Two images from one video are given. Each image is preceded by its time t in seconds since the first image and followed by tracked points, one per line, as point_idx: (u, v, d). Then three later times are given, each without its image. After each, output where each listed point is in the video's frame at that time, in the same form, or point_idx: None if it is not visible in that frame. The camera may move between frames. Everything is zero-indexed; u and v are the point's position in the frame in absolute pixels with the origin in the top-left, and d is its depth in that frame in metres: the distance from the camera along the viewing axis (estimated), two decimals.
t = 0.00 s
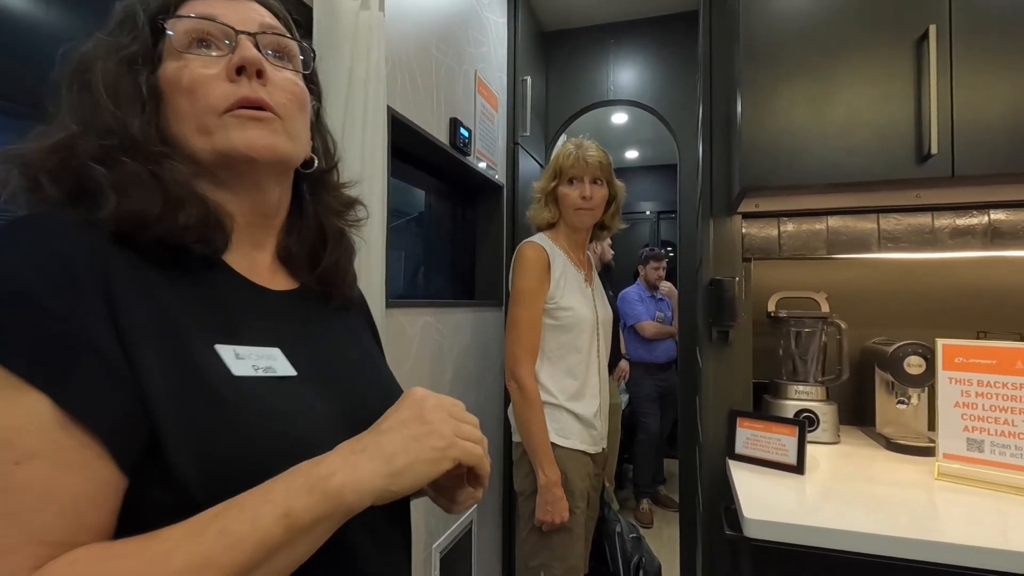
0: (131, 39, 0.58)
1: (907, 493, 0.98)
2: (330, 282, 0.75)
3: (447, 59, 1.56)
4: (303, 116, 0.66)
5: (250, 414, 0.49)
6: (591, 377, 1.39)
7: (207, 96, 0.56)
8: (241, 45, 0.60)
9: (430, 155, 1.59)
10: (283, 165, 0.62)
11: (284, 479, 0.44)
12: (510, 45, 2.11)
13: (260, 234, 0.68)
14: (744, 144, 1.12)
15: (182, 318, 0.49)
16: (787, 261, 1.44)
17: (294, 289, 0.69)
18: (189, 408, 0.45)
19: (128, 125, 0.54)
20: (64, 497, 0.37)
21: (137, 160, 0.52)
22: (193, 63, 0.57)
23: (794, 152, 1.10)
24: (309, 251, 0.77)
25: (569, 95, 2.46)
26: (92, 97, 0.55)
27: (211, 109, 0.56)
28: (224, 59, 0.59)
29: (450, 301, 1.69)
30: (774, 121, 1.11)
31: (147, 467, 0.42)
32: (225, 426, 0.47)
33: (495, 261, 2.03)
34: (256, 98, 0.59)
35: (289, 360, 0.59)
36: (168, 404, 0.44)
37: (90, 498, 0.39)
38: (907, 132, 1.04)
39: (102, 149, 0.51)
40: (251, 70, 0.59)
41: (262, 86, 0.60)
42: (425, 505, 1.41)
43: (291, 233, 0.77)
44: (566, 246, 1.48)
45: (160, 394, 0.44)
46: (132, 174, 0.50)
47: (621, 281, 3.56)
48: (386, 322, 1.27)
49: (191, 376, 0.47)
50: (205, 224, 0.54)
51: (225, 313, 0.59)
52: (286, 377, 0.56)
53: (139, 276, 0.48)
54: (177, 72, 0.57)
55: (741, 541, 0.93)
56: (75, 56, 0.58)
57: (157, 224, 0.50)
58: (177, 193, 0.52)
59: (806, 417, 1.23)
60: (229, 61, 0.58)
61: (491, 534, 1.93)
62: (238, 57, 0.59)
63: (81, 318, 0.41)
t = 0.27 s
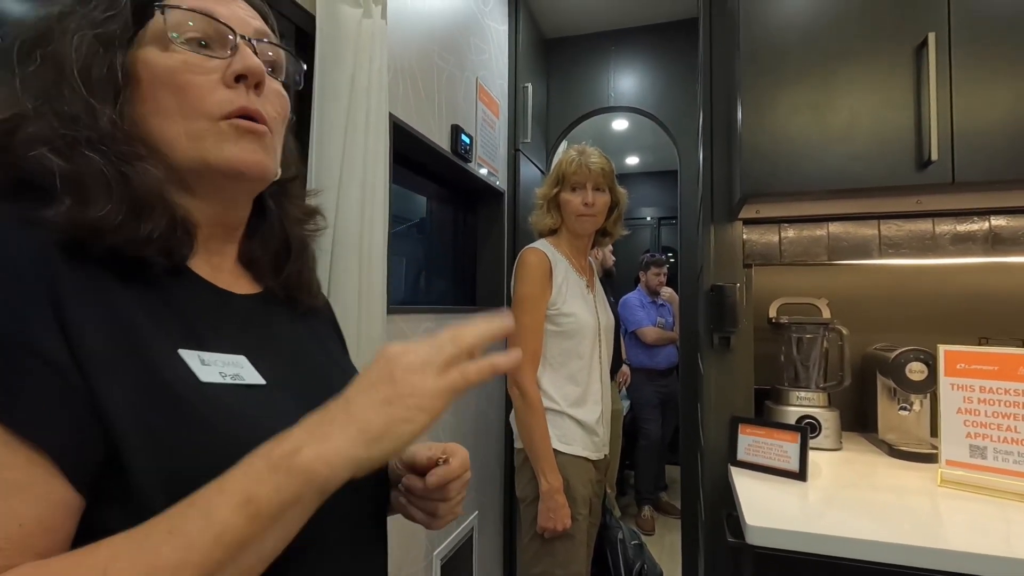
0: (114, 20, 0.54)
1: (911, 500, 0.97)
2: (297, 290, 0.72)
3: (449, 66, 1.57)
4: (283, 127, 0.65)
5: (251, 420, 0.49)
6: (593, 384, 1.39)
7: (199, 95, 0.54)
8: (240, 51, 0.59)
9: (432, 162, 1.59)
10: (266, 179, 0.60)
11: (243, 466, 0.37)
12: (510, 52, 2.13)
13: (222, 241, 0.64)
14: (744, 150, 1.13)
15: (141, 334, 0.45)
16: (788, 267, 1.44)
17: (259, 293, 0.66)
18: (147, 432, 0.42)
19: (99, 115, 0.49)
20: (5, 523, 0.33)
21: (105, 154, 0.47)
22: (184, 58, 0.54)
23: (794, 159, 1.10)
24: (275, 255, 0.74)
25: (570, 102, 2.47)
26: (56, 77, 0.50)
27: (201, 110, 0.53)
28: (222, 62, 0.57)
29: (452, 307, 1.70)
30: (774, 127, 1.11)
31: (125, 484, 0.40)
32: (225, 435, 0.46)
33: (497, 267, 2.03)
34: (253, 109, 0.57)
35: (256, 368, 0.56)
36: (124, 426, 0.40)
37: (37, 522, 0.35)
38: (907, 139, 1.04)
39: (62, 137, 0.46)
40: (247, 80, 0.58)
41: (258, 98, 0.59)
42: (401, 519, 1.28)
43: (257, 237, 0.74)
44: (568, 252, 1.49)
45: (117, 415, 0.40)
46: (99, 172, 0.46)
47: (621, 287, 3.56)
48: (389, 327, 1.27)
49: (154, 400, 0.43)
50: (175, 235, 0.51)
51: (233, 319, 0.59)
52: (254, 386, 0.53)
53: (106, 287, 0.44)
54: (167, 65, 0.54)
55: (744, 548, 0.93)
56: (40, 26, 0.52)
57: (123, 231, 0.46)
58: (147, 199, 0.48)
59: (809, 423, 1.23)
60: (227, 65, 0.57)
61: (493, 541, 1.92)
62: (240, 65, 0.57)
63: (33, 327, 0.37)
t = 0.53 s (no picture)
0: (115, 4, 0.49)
1: (910, 502, 0.97)
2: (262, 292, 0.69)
3: (447, 69, 1.57)
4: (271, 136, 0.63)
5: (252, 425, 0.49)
6: (592, 386, 1.39)
7: (203, 107, 0.51)
8: (248, 69, 0.57)
9: (431, 164, 1.59)
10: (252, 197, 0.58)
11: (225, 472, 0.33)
12: (509, 55, 2.13)
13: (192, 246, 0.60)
14: (743, 152, 1.13)
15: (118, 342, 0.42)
16: (786, 269, 1.45)
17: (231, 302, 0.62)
18: (136, 449, 0.39)
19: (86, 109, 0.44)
20: None
21: (92, 155, 0.43)
22: (193, 67, 0.51)
23: (793, 162, 1.10)
24: (245, 258, 0.70)
25: (568, 104, 2.47)
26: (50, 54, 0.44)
27: (203, 123, 0.50)
28: (231, 76, 0.54)
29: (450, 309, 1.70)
30: (774, 130, 1.11)
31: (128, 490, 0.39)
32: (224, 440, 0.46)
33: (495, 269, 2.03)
34: (256, 129, 0.55)
35: (237, 387, 0.52)
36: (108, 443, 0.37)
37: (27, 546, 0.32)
38: (903, 142, 1.05)
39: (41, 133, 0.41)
40: (251, 99, 0.55)
41: (260, 117, 0.57)
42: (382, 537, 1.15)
43: (225, 241, 0.69)
44: (567, 254, 1.49)
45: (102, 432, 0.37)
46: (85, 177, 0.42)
47: (620, 288, 3.56)
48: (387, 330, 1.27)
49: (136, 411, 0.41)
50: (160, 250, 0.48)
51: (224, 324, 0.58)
52: (238, 405, 0.50)
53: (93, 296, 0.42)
54: (172, 67, 0.50)
55: (744, 551, 0.93)
56: None
57: (108, 244, 0.43)
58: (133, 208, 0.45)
59: (808, 425, 1.23)
60: (235, 79, 0.54)
61: (491, 543, 1.92)
62: (248, 83, 0.55)
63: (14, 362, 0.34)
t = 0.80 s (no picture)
0: None
1: (906, 500, 0.98)
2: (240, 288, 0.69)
3: (445, 68, 1.57)
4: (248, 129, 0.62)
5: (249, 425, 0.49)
6: (590, 385, 1.39)
7: (182, 100, 0.50)
8: (226, 59, 0.56)
9: (429, 163, 1.59)
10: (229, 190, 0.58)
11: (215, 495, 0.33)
12: (507, 54, 2.13)
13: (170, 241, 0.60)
14: (741, 152, 1.13)
15: (87, 346, 0.42)
16: (784, 269, 1.45)
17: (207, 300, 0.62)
18: (110, 461, 0.39)
19: (59, 105, 0.45)
20: None
21: (65, 154, 0.43)
22: (168, 57, 0.51)
23: (790, 161, 1.10)
24: (220, 254, 0.69)
25: (566, 104, 2.47)
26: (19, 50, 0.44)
27: (180, 117, 0.50)
28: (209, 67, 0.53)
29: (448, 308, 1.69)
30: (772, 129, 1.11)
31: (120, 489, 0.39)
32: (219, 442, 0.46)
33: (493, 268, 2.03)
34: (232, 121, 0.55)
35: (215, 388, 0.52)
36: (83, 449, 0.37)
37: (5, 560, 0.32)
38: (901, 141, 1.05)
39: (12, 133, 0.42)
40: (228, 90, 0.55)
41: (238, 109, 0.56)
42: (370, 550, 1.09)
43: (198, 239, 0.68)
44: (566, 253, 1.49)
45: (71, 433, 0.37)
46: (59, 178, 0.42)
47: (618, 288, 3.56)
48: (385, 329, 1.27)
49: (110, 413, 0.41)
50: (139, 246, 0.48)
51: (214, 325, 0.59)
52: (218, 408, 0.50)
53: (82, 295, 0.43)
54: (147, 60, 0.49)
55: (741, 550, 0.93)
56: None
57: (84, 249, 0.43)
58: (109, 210, 0.45)
59: (805, 424, 1.23)
60: (213, 71, 0.54)
61: (489, 543, 1.91)
62: (225, 74, 0.55)
63: None
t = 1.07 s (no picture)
0: None
1: (905, 502, 0.98)
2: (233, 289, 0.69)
3: (444, 69, 1.57)
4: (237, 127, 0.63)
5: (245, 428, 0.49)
6: (590, 386, 1.39)
7: (169, 98, 0.51)
8: (215, 57, 0.57)
9: (428, 164, 1.59)
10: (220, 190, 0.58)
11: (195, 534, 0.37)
12: (506, 56, 2.13)
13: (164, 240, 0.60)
14: (740, 153, 1.13)
15: (67, 349, 0.42)
16: (783, 270, 1.45)
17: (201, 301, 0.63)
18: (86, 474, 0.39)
19: (40, 105, 0.45)
20: None
21: (46, 156, 0.43)
22: (158, 55, 0.51)
23: (788, 163, 1.11)
24: (212, 254, 0.69)
25: (565, 105, 2.48)
26: None
27: (168, 117, 0.50)
28: (199, 65, 0.54)
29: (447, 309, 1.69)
30: (770, 130, 1.12)
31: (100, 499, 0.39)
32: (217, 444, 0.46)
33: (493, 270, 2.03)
34: (221, 121, 0.56)
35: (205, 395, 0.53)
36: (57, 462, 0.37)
37: None
38: (899, 143, 1.05)
39: None
40: (216, 88, 0.55)
41: (227, 108, 0.57)
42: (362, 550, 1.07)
43: (192, 238, 0.68)
44: (565, 254, 1.49)
45: (40, 439, 0.37)
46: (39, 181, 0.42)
47: (618, 290, 3.56)
48: (385, 331, 1.27)
49: (84, 415, 0.41)
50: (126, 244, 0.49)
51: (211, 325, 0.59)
52: (207, 417, 0.50)
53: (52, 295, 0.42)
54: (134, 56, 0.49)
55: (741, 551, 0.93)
56: None
57: (64, 252, 0.43)
58: (94, 212, 0.46)
59: (804, 425, 1.23)
60: (202, 70, 0.54)
61: (489, 544, 1.91)
62: (215, 73, 0.55)
63: None
